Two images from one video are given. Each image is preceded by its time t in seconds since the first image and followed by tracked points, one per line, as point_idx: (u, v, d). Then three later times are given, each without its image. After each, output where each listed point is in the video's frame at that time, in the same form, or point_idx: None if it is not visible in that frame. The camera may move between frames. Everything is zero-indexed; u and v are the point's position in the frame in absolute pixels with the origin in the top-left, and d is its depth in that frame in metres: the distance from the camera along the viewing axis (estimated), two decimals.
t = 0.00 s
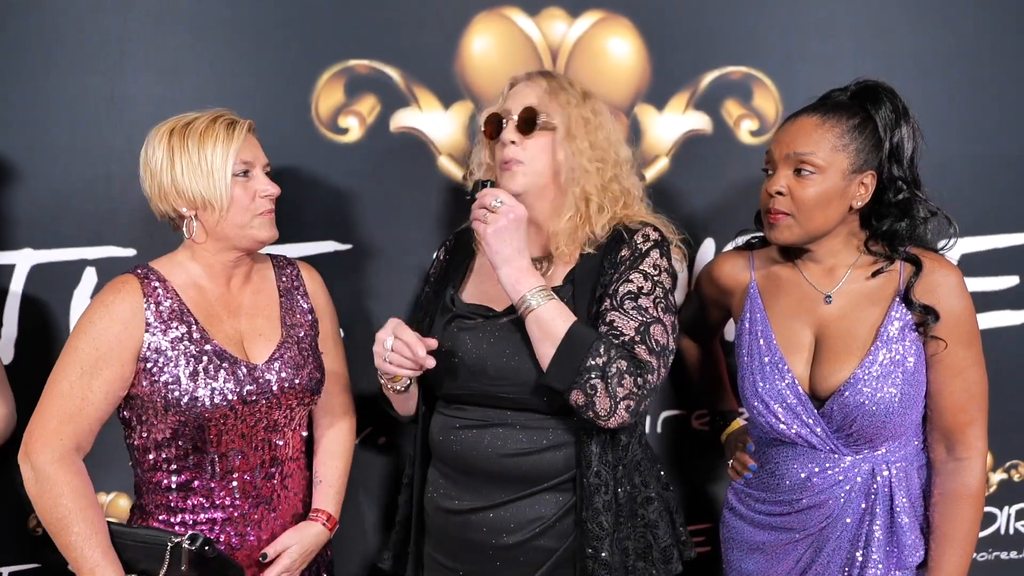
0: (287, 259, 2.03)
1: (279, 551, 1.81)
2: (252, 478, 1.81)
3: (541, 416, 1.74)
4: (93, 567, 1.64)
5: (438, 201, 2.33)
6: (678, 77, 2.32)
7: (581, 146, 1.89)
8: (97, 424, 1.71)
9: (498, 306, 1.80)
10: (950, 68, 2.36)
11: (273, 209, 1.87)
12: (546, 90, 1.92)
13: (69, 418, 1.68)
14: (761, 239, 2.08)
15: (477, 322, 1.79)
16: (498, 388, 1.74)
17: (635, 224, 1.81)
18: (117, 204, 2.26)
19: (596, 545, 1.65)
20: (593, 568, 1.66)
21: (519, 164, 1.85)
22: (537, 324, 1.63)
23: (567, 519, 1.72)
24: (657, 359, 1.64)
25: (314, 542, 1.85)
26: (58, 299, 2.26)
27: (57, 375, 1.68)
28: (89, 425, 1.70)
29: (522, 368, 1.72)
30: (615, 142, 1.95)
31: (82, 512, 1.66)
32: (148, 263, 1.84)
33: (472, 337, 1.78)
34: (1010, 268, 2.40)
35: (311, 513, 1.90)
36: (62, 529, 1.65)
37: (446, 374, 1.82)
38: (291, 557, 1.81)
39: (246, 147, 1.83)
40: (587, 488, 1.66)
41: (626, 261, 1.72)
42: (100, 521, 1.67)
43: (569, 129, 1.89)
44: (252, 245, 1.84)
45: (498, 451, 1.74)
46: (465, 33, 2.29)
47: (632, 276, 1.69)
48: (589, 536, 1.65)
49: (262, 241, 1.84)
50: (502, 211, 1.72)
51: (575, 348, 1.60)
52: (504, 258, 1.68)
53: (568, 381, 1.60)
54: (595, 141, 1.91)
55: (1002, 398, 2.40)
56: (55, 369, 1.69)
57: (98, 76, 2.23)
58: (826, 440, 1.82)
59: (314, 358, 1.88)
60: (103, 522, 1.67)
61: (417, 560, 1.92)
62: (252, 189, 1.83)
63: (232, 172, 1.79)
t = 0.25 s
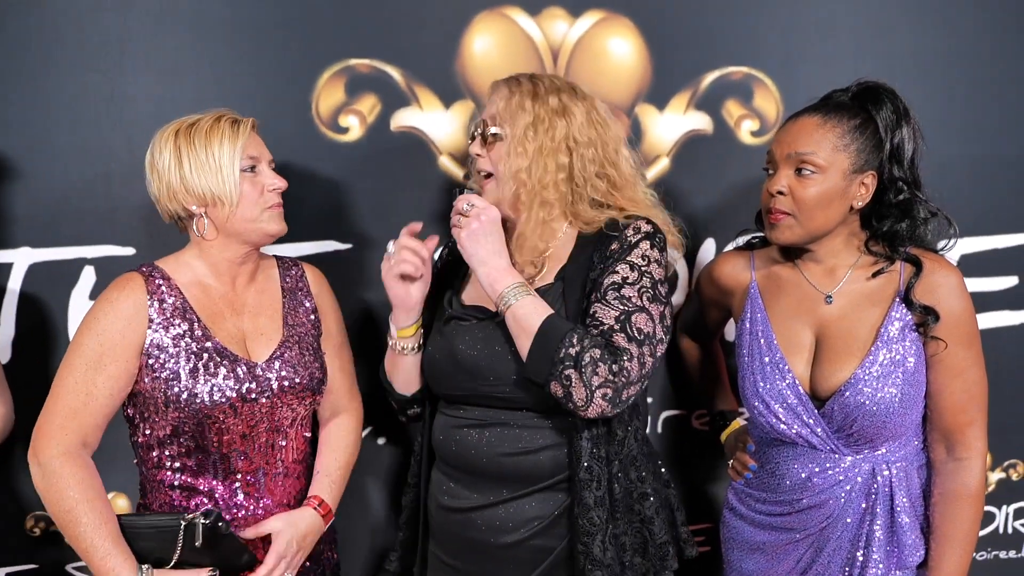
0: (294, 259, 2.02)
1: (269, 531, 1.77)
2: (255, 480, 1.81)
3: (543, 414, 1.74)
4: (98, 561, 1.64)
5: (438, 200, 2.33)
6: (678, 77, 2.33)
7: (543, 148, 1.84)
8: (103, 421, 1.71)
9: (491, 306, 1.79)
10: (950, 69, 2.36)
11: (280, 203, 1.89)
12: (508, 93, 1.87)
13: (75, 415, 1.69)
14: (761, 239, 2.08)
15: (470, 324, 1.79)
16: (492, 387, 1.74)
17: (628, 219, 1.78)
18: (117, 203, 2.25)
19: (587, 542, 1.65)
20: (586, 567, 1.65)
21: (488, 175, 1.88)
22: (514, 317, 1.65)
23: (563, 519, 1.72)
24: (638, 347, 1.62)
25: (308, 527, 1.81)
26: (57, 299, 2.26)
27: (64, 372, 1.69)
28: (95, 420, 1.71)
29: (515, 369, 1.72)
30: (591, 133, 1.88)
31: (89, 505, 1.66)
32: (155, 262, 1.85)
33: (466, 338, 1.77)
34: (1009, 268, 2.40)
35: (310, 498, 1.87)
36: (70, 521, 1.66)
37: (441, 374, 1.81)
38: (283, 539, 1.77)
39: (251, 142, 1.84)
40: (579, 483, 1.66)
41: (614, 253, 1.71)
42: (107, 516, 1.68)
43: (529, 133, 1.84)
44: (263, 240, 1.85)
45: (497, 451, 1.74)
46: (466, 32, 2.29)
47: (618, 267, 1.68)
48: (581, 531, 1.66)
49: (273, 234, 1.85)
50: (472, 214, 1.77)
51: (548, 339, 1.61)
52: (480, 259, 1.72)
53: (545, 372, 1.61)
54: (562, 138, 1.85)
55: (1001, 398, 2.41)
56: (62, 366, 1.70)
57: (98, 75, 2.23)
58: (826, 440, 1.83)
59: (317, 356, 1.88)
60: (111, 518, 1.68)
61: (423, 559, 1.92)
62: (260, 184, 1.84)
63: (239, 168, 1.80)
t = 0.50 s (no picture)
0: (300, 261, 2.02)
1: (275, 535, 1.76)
2: (259, 480, 1.81)
3: (544, 413, 1.73)
4: (114, 560, 1.64)
5: (438, 200, 2.33)
6: (678, 77, 2.33)
7: (530, 151, 1.83)
8: (113, 419, 1.72)
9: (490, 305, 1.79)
10: (949, 68, 2.37)
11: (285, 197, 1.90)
12: (491, 99, 1.87)
13: (86, 414, 1.69)
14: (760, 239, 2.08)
15: (468, 324, 1.79)
16: (491, 386, 1.74)
17: (620, 217, 1.79)
18: (118, 202, 2.25)
19: (580, 540, 1.65)
20: (581, 565, 1.65)
21: (479, 182, 1.88)
22: (508, 318, 1.66)
23: (561, 520, 1.72)
24: (632, 344, 1.61)
25: (315, 525, 1.80)
26: (58, 298, 2.25)
27: (73, 372, 1.70)
28: (106, 419, 1.71)
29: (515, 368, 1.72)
30: (577, 133, 1.87)
31: (104, 503, 1.67)
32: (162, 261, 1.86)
33: (466, 337, 1.78)
34: (1010, 268, 2.41)
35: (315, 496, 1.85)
36: (85, 521, 1.67)
37: (440, 373, 1.81)
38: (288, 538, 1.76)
39: (254, 138, 1.86)
40: (574, 480, 1.66)
41: (609, 250, 1.71)
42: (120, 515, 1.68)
43: (515, 138, 1.83)
44: (270, 233, 1.86)
45: (497, 450, 1.74)
46: (467, 32, 2.29)
47: (611, 264, 1.68)
48: (576, 528, 1.65)
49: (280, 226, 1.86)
50: (465, 218, 1.78)
51: (541, 338, 1.61)
52: (473, 262, 1.73)
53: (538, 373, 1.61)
54: (548, 140, 1.85)
55: (1002, 397, 2.41)
56: (71, 366, 1.71)
57: (99, 75, 2.23)
58: (828, 439, 1.83)
59: (319, 354, 1.88)
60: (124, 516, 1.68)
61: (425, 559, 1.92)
62: (265, 178, 1.86)
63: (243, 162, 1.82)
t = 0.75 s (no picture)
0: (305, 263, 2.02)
1: (273, 548, 1.72)
2: (262, 483, 1.81)
3: (548, 413, 1.73)
4: (126, 553, 1.63)
5: (440, 201, 2.33)
6: (681, 78, 2.33)
7: (526, 154, 1.83)
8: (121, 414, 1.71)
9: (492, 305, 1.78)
10: (952, 71, 2.36)
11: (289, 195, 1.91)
12: (489, 101, 1.87)
13: (93, 407, 1.68)
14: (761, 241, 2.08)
15: (471, 325, 1.78)
16: (492, 387, 1.74)
17: (618, 217, 1.79)
18: (120, 202, 2.25)
19: (590, 538, 1.64)
20: (590, 564, 1.65)
21: (476, 183, 1.89)
22: (513, 321, 1.65)
23: (566, 518, 1.72)
24: (638, 344, 1.62)
25: (310, 537, 1.76)
26: (59, 298, 2.25)
27: (80, 367, 1.69)
28: (112, 414, 1.70)
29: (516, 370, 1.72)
30: (574, 136, 1.87)
31: (115, 496, 1.66)
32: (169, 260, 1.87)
33: (467, 339, 1.77)
34: (1011, 271, 2.41)
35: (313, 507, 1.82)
36: (96, 513, 1.65)
37: (441, 375, 1.81)
38: (286, 555, 1.72)
39: (258, 137, 1.88)
40: (581, 480, 1.66)
41: (610, 251, 1.71)
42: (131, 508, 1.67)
43: (512, 141, 1.83)
44: (277, 232, 1.87)
45: (499, 451, 1.74)
46: (469, 33, 2.29)
47: (614, 264, 1.68)
48: (584, 527, 1.65)
49: (286, 224, 1.86)
50: (468, 221, 1.78)
51: (548, 340, 1.61)
52: (476, 265, 1.72)
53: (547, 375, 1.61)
54: (545, 144, 1.84)
55: (1003, 400, 2.41)
56: (77, 361, 1.70)
57: (102, 75, 2.23)
58: (829, 442, 1.83)
59: (322, 356, 1.88)
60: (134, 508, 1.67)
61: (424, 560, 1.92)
62: (269, 176, 1.86)
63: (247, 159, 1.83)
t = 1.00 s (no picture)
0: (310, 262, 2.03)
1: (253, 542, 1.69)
2: (260, 484, 1.81)
3: (549, 413, 1.73)
4: (137, 549, 1.63)
5: (441, 201, 2.33)
6: (682, 78, 2.33)
7: (529, 154, 1.83)
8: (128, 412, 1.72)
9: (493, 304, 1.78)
10: (953, 72, 2.36)
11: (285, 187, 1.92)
12: (490, 102, 1.87)
13: (100, 404, 1.69)
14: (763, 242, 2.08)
15: (473, 321, 1.78)
16: (492, 388, 1.74)
17: (618, 216, 1.79)
18: (120, 202, 2.25)
19: (593, 536, 1.65)
20: (593, 561, 1.65)
21: (477, 185, 1.89)
22: (518, 318, 1.65)
23: (568, 517, 1.72)
24: (643, 343, 1.63)
25: (296, 536, 1.73)
26: (60, 298, 2.25)
27: (84, 365, 1.70)
28: (120, 411, 1.71)
29: (516, 369, 1.72)
30: (575, 137, 1.88)
31: (122, 490, 1.66)
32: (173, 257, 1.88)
33: (467, 340, 1.77)
34: (1012, 271, 2.41)
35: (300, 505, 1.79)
36: (104, 510, 1.65)
37: (442, 373, 1.81)
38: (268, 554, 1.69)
39: (252, 135, 1.92)
40: (584, 477, 1.66)
41: (610, 250, 1.71)
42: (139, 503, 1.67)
43: (514, 141, 1.83)
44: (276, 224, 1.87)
45: (499, 451, 1.74)
46: (471, 32, 2.29)
47: (616, 263, 1.68)
48: (587, 525, 1.65)
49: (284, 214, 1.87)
50: (472, 218, 1.77)
51: (554, 341, 1.61)
52: (479, 263, 1.72)
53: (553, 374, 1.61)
54: (547, 144, 1.85)
55: (1003, 401, 2.41)
56: (83, 358, 1.71)
57: (103, 74, 2.23)
58: (830, 443, 1.83)
59: (324, 357, 1.88)
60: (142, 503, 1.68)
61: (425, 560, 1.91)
62: (263, 168, 1.89)
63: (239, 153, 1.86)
